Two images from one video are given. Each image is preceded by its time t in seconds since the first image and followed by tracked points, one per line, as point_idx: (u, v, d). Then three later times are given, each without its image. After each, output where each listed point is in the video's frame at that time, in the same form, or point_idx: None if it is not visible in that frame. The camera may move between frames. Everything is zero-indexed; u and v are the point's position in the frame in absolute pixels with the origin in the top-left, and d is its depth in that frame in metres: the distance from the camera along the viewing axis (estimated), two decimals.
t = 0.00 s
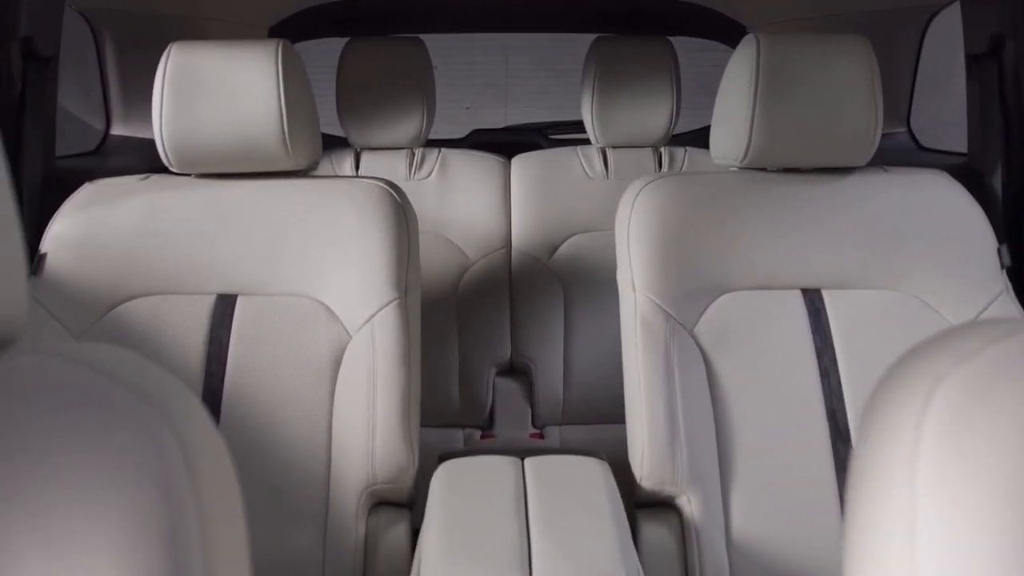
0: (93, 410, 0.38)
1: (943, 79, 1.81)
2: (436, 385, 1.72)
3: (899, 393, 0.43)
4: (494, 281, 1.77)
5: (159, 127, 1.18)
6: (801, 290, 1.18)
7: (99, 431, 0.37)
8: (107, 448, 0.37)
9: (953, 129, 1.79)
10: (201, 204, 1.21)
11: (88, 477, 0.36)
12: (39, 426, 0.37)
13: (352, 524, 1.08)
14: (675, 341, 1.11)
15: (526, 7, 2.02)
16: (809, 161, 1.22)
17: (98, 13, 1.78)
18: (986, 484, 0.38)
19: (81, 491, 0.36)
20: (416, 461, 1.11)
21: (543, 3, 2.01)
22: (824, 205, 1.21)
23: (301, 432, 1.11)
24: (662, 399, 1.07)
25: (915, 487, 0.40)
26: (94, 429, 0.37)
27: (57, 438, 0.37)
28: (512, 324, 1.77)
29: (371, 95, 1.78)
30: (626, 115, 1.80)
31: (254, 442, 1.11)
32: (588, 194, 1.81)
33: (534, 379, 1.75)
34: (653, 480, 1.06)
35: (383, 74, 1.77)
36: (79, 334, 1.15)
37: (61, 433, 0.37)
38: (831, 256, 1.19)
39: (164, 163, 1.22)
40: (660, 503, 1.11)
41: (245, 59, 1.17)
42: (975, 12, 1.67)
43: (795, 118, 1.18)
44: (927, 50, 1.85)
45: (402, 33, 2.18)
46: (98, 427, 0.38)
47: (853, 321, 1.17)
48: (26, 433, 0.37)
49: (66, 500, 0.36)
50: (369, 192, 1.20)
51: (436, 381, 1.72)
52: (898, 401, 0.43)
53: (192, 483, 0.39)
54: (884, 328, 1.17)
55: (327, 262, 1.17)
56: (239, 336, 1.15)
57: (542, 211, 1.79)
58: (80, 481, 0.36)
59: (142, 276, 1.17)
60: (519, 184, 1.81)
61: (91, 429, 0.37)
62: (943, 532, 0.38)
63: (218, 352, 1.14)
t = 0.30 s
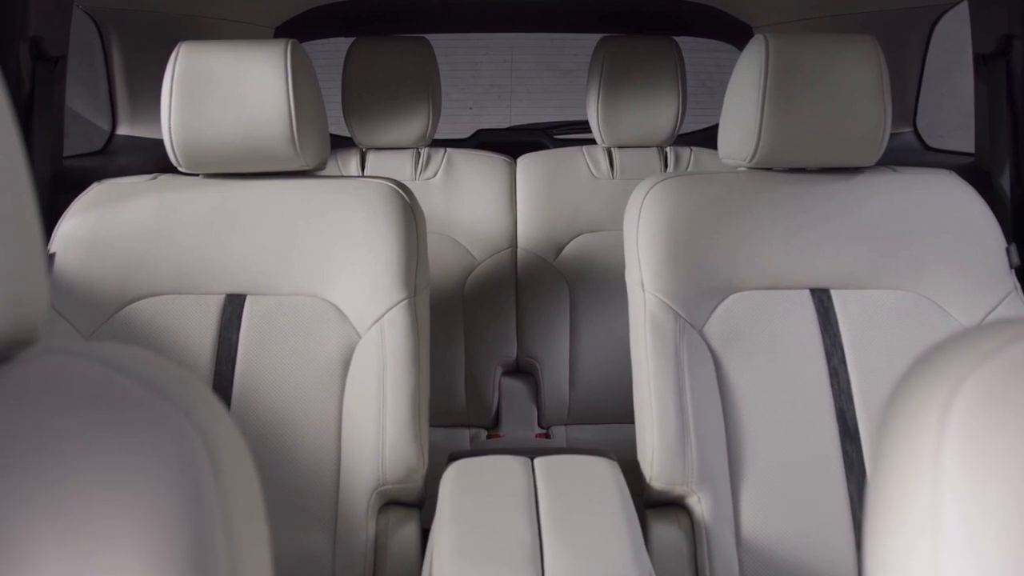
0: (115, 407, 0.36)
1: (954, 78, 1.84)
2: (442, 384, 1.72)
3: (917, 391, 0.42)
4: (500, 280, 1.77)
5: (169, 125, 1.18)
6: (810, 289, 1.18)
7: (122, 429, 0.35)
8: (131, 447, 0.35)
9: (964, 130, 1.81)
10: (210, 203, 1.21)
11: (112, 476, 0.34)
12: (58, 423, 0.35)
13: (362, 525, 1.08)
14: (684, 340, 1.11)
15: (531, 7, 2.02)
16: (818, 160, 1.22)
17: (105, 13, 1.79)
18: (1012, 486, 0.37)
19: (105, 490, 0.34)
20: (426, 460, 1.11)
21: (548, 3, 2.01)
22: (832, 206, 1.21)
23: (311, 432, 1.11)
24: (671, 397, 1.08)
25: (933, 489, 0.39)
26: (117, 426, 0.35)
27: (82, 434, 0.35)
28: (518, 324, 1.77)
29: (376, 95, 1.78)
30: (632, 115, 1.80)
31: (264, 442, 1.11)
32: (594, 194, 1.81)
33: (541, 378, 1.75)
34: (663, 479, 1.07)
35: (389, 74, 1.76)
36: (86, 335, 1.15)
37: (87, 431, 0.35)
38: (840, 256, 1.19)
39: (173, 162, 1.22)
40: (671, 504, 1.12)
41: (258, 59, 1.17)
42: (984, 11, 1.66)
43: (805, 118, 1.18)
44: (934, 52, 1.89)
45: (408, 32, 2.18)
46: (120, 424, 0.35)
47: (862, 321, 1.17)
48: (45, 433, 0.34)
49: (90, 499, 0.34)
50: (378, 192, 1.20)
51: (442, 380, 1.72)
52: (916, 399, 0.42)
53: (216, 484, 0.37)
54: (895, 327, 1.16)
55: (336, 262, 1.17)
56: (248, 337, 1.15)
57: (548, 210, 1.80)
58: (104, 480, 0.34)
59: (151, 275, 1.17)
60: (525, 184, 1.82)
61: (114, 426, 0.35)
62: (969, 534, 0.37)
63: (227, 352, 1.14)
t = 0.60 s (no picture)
0: (143, 406, 0.34)
1: (961, 77, 1.83)
2: (447, 385, 1.72)
3: (942, 390, 0.42)
4: (506, 280, 1.77)
5: (178, 125, 1.18)
6: (819, 289, 1.18)
7: (150, 429, 0.34)
8: (159, 448, 0.33)
9: (971, 130, 1.80)
10: (219, 203, 1.21)
11: (141, 478, 0.33)
12: (82, 422, 0.33)
13: (374, 525, 1.08)
14: (695, 340, 1.11)
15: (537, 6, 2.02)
16: (828, 160, 1.22)
17: (112, 13, 1.79)
18: None
19: (133, 493, 0.32)
20: (437, 460, 1.11)
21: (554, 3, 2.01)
22: (842, 205, 1.21)
23: (322, 432, 1.11)
24: (682, 397, 1.08)
25: (961, 492, 0.38)
26: (144, 427, 0.34)
27: (110, 432, 0.33)
28: (524, 324, 1.77)
29: (382, 95, 1.78)
30: (638, 115, 1.81)
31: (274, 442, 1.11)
32: (601, 194, 1.82)
33: (547, 378, 1.75)
34: (674, 479, 1.07)
35: (395, 75, 1.76)
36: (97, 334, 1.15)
37: (119, 429, 0.33)
38: (850, 256, 1.19)
39: (182, 162, 1.22)
40: (682, 503, 1.12)
41: (267, 59, 1.17)
42: (993, 12, 1.66)
43: (815, 117, 1.18)
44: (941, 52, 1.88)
45: (414, 32, 2.18)
46: (147, 425, 0.34)
47: (872, 321, 1.17)
48: (68, 431, 0.33)
49: (118, 503, 0.32)
50: (387, 191, 1.20)
51: (448, 380, 1.72)
52: (943, 397, 0.41)
53: (245, 484, 0.36)
54: (905, 327, 1.16)
55: (346, 262, 1.17)
56: (259, 336, 1.15)
57: (554, 210, 1.80)
58: (131, 483, 0.32)
59: (161, 274, 1.17)
60: (531, 184, 1.82)
61: (141, 426, 0.34)
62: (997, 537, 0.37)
63: (238, 351, 1.14)
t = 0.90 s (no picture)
0: (164, 407, 0.34)
1: (966, 78, 1.83)
2: (453, 385, 1.72)
3: (964, 387, 0.42)
4: (512, 280, 1.77)
5: (187, 124, 1.18)
6: (828, 289, 1.18)
7: (172, 429, 0.33)
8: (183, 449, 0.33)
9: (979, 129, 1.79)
10: (228, 202, 1.21)
11: (168, 479, 0.32)
12: (105, 423, 0.33)
13: (384, 525, 1.08)
14: (705, 339, 1.11)
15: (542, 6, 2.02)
16: (836, 160, 1.22)
17: (118, 13, 1.78)
18: None
19: (157, 493, 0.32)
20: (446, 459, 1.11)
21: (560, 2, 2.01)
22: (850, 206, 1.21)
23: (331, 432, 1.11)
24: (691, 396, 1.08)
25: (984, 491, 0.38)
26: (167, 427, 0.33)
27: (141, 432, 0.33)
28: (530, 324, 1.77)
29: (388, 95, 1.77)
30: (644, 114, 1.80)
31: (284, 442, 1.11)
32: (606, 194, 1.82)
33: (553, 377, 1.75)
34: (684, 478, 1.07)
35: (400, 75, 1.76)
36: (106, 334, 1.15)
37: (149, 427, 0.33)
38: (858, 256, 1.19)
39: (191, 161, 1.22)
40: (693, 503, 1.12)
41: (277, 58, 1.17)
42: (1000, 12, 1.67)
43: (823, 117, 1.18)
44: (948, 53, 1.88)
45: (419, 32, 2.18)
46: (169, 424, 0.33)
47: (881, 321, 1.17)
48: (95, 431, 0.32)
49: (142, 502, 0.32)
50: (396, 191, 1.20)
51: (453, 380, 1.72)
52: (965, 394, 0.41)
53: (269, 485, 0.35)
54: (914, 326, 1.16)
55: (355, 262, 1.17)
56: (268, 336, 1.15)
57: (559, 210, 1.80)
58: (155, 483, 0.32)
59: (169, 274, 1.17)
60: (537, 184, 1.82)
61: (164, 426, 0.33)
62: None
63: (247, 351, 1.14)
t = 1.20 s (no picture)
0: (188, 406, 0.33)
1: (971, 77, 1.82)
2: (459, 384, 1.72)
3: (991, 385, 0.42)
4: (518, 280, 1.77)
5: (197, 124, 1.18)
6: (837, 289, 1.18)
7: (192, 429, 0.33)
8: (203, 449, 0.32)
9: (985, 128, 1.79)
10: (237, 202, 1.21)
11: (195, 479, 0.32)
12: (128, 424, 0.32)
13: (396, 525, 1.08)
14: (715, 339, 1.11)
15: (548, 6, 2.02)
16: (845, 160, 1.22)
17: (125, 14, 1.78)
18: None
19: (183, 494, 0.31)
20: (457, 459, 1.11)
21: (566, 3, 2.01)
22: (859, 206, 1.21)
23: (341, 432, 1.10)
24: (702, 396, 1.08)
25: (1012, 492, 0.38)
26: (187, 426, 0.33)
27: (158, 432, 0.32)
28: (537, 324, 1.77)
29: (394, 95, 1.77)
30: (650, 114, 1.81)
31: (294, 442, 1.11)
32: (612, 194, 1.82)
33: (559, 378, 1.75)
34: (695, 479, 1.08)
35: (406, 75, 1.76)
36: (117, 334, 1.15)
37: (168, 428, 0.32)
38: (868, 255, 1.19)
39: (200, 161, 1.22)
40: (704, 503, 1.12)
41: (286, 58, 1.17)
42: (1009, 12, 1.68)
43: (833, 116, 1.18)
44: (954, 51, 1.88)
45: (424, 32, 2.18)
46: (189, 424, 0.33)
47: (890, 321, 1.17)
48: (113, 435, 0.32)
49: (168, 503, 0.31)
50: (405, 191, 1.20)
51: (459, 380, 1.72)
52: (993, 393, 0.41)
53: (299, 485, 0.35)
54: (923, 326, 1.16)
55: (365, 262, 1.17)
56: (278, 336, 1.15)
57: (565, 210, 1.80)
58: (180, 483, 0.31)
59: (179, 273, 1.17)
60: (543, 184, 1.82)
61: (185, 426, 0.33)
62: None
63: (257, 351, 1.14)
